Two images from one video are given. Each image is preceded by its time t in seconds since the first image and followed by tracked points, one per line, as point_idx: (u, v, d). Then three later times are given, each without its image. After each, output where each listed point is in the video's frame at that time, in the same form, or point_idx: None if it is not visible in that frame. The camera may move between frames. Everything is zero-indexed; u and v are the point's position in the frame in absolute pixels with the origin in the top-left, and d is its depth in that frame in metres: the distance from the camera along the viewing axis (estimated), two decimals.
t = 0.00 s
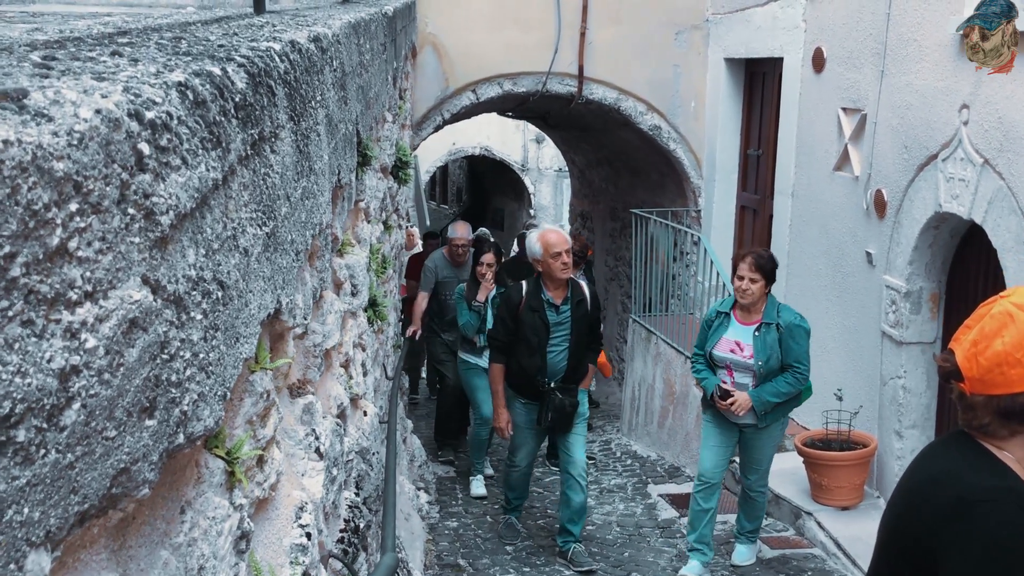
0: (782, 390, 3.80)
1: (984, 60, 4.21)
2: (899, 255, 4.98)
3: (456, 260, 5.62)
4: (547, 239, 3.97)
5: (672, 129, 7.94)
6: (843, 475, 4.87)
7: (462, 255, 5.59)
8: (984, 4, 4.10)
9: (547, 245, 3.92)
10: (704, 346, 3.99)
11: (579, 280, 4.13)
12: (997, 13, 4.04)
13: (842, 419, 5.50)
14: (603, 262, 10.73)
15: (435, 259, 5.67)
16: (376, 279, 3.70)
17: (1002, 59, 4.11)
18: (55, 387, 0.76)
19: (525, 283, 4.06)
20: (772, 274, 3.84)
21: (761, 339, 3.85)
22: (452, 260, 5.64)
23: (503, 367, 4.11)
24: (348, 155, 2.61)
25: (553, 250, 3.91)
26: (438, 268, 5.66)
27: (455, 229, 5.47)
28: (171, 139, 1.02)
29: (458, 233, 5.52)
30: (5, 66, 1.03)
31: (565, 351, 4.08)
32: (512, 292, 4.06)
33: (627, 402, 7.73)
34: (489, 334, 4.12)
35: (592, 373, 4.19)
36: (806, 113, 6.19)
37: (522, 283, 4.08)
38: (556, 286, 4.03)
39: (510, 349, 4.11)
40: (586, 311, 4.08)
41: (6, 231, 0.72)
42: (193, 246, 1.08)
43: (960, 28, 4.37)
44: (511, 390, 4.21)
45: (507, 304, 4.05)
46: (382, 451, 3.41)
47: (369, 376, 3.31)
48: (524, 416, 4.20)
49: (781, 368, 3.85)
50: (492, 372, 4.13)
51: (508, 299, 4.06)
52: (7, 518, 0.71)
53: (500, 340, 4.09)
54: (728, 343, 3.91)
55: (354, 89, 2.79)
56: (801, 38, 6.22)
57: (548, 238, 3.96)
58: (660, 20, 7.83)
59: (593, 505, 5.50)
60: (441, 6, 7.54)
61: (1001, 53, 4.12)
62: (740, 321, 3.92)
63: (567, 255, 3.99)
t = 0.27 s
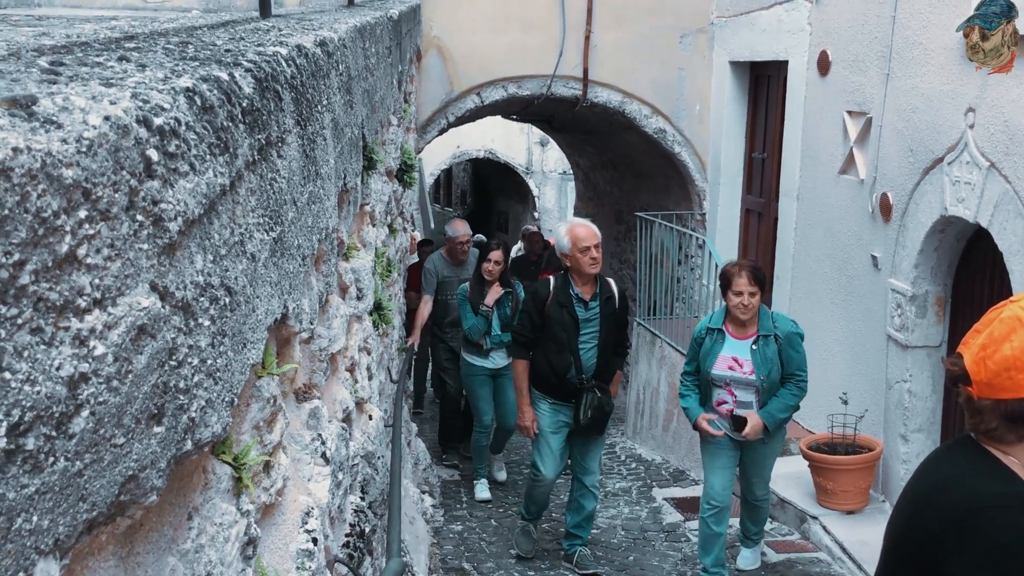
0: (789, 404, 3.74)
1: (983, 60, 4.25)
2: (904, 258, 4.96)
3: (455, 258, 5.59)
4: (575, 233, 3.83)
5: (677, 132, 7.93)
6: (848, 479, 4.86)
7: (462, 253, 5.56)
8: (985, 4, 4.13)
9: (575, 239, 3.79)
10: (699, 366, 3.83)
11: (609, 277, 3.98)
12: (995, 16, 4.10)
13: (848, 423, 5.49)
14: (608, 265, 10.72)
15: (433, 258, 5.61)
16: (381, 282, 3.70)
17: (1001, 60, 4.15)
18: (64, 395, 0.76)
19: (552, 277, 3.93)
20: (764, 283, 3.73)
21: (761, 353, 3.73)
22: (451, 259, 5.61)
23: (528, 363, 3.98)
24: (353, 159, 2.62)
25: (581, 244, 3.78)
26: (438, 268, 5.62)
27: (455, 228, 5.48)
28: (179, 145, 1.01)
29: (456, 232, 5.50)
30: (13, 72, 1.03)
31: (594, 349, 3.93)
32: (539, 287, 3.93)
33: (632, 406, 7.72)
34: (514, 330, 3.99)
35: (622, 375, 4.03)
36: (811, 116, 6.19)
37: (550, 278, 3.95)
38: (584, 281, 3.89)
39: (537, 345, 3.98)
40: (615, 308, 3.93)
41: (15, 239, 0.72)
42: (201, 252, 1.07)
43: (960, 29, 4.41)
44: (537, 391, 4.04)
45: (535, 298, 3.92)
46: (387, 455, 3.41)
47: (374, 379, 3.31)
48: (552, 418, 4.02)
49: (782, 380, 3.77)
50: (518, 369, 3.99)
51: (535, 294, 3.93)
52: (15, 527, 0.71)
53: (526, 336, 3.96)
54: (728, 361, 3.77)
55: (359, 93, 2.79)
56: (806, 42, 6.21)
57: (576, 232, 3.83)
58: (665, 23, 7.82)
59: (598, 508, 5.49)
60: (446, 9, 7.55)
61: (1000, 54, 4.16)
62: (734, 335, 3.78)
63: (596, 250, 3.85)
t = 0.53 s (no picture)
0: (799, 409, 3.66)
1: (984, 60, 4.27)
2: (906, 265, 4.97)
3: (456, 267, 5.60)
4: (592, 243, 3.84)
5: (679, 138, 7.94)
6: (851, 486, 4.85)
7: (462, 261, 5.57)
8: (984, 4, 4.15)
9: (592, 248, 3.79)
10: (704, 380, 3.66)
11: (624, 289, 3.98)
12: (993, 15, 4.12)
13: (850, 429, 5.48)
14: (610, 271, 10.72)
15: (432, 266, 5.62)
16: (383, 289, 3.71)
17: (1002, 60, 4.16)
18: (72, 404, 0.77)
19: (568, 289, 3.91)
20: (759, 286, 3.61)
21: (766, 358, 3.62)
22: (451, 267, 5.61)
23: (544, 376, 3.92)
24: (357, 166, 2.62)
25: (598, 253, 3.78)
26: (438, 276, 5.62)
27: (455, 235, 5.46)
28: (186, 154, 1.02)
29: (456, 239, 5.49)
30: (21, 82, 1.04)
31: (611, 362, 3.90)
32: (556, 298, 3.90)
33: (634, 412, 7.71)
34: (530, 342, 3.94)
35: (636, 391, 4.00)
36: (813, 122, 6.19)
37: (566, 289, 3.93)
38: (601, 292, 3.89)
39: (553, 357, 3.93)
40: (631, 320, 3.92)
41: (25, 249, 0.73)
42: (207, 260, 1.08)
43: (959, 31, 4.46)
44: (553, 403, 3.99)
45: (551, 309, 3.89)
46: (389, 461, 3.41)
47: (376, 385, 3.31)
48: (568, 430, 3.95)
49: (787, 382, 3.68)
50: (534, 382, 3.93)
51: (551, 305, 3.89)
52: (24, 535, 0.71)
53: (542, 348, 3.91)
54: (731, 370, 3.62)
55: (362, 99, 2.79)
56: (808, 48, 6.22)
57: (592, 241, 3.84)
58: (668, 29, 7.83)
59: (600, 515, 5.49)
60: (449, 16, 7.56)
61: (1001, 54, 4.16)
62: (734, 343, 3.64)
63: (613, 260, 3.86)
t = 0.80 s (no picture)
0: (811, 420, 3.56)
1: (984, 60, 4.24)
2: (904, 271, 4.97)
3: (457, 278, 5.60)
4: (601, 258, 3.64)
5: (677, 144, 7.95)
6: (850, 492, 4.85)
7: (462, 272, 5.56)
8: (984, 4, 4.13)
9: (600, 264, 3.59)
10: (724, 397, 3.42)
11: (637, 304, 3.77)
12: (995, 14, 4.09)
13: (849, 435, 5.49)
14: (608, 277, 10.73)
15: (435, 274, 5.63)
16: (382, 295, 3.71)
17: (1001, 59, 4.14)
18: (73, 409, 0.77)
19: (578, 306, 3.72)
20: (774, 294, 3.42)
21: (785, 370, 3.45)
22: (451, 277, 5.61)
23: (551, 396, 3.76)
24: (355, 172, 2.63)
25: (607, 269, 3.57)
26: (438, 283, 5.64)
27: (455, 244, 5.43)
28: (186, 160, 1.03)
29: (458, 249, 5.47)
30: (21, 88, 1.04)
31: (624, 382, 3.70)
32: (563, 317, 3.72)
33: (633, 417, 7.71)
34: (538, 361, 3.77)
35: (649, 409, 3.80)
36: (811, 129, 6.20)
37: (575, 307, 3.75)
38: (611, 309, 3.69)
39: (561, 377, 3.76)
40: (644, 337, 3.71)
41: (26, 255, 0.73)
42: (207, 266, 1.08)
43: (960, 29, 4.41)
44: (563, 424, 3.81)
45: (558, 328, 3.71)
46: (388, 467, 3.41)
47: (375, 391, 3.32)
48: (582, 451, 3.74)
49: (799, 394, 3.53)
50: (541, 403, 3.77)
51: (559, 324, 3.71)
52: (25, 540, 0.72)
53: (549, 368, 3.75)
54: (753, 387, 3.41)
55: (361, 105, 2.80)
56: (806, 54, 6.24)
57: (601, 256, 3.63)
58: (666, 36, 7.84)
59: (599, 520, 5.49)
60: (447, 22, 7.57)
61: (1000, 54, 4.14)
62: (751, 357, 3.43)
63: (623, 276, 3.64)
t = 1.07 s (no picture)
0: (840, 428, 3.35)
1: (984, 59, 4.21)
2: (902, 273, 4.97)
3: (468, 275, 5.47)
4: (605, 262, 3.47)
5: (674, 148, 7.96)
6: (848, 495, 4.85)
7: (474, 268, 5.42)
8: (984, 4, 4.07)
9: (604, 268, 3.42)
10: (757, 405, 3.19)
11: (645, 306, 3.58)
12: (994, 14, 4.04)
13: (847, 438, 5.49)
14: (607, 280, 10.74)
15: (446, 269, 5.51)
16: (380, 299, 3.70)
17: (1002, 59, 4.11)
18: (69, 414, 0.77)
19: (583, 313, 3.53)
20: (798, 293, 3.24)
21: (816, 374, 3.25)
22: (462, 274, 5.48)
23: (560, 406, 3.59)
24: (353, 176, 2.63)
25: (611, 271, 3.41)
26: (448, 278, 5.50)
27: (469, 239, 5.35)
28: (182, 165, 1.03)
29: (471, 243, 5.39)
30: (17, 93, 1.04)
31: (634, 390, 3.52)
32: (568, 326, 3.53)
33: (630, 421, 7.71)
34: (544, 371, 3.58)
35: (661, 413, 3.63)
36: (808, 132, 6.21)
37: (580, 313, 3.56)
38: (619, 315, 3.50)
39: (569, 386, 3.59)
40: (653, 342, 3.53)
41: (22, 260, 0.73)
42: (203, 270, 1.08)
43: (960, 29, 4.39)
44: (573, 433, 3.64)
45: (564, 337, 3.52)
46: (386, 471, 3.41)
47: (373, 395, 3.31)
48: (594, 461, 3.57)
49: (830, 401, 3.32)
50: (549, 415, 3.60)
51: (565, 333, 3.52)
52: (21, 546, 0.72)
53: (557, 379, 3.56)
54: (785, 391, 3.19)
55: (358, 110, 2.80)
56: (803, 58, 6.24)
57: (604, 260, 3.47)
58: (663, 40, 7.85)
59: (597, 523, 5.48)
60: (445, 26, 7.57)
61: (1000, 53, 4.12)
62: (780, 361, 3.22)
63: (627, 279, 3.47)
